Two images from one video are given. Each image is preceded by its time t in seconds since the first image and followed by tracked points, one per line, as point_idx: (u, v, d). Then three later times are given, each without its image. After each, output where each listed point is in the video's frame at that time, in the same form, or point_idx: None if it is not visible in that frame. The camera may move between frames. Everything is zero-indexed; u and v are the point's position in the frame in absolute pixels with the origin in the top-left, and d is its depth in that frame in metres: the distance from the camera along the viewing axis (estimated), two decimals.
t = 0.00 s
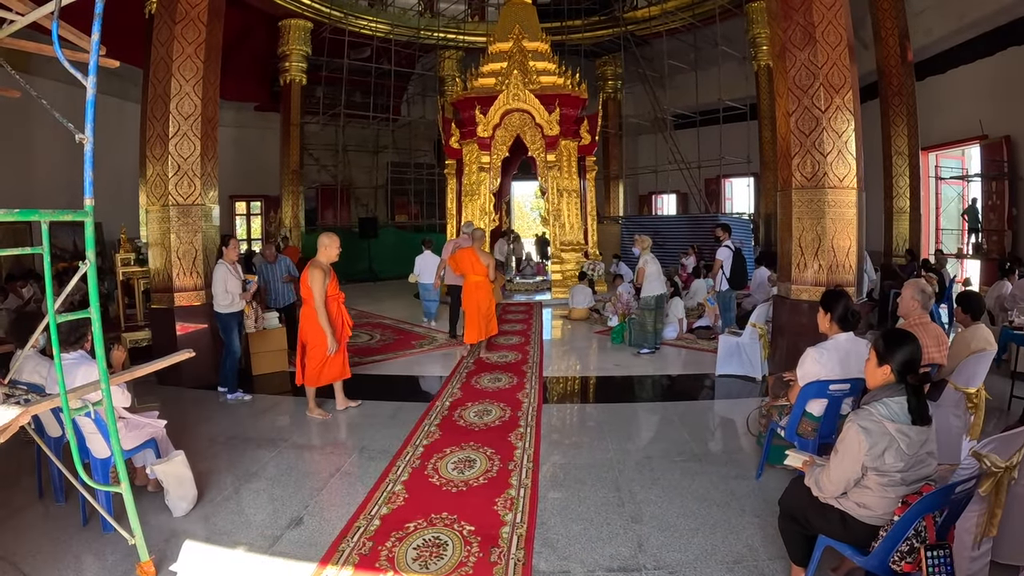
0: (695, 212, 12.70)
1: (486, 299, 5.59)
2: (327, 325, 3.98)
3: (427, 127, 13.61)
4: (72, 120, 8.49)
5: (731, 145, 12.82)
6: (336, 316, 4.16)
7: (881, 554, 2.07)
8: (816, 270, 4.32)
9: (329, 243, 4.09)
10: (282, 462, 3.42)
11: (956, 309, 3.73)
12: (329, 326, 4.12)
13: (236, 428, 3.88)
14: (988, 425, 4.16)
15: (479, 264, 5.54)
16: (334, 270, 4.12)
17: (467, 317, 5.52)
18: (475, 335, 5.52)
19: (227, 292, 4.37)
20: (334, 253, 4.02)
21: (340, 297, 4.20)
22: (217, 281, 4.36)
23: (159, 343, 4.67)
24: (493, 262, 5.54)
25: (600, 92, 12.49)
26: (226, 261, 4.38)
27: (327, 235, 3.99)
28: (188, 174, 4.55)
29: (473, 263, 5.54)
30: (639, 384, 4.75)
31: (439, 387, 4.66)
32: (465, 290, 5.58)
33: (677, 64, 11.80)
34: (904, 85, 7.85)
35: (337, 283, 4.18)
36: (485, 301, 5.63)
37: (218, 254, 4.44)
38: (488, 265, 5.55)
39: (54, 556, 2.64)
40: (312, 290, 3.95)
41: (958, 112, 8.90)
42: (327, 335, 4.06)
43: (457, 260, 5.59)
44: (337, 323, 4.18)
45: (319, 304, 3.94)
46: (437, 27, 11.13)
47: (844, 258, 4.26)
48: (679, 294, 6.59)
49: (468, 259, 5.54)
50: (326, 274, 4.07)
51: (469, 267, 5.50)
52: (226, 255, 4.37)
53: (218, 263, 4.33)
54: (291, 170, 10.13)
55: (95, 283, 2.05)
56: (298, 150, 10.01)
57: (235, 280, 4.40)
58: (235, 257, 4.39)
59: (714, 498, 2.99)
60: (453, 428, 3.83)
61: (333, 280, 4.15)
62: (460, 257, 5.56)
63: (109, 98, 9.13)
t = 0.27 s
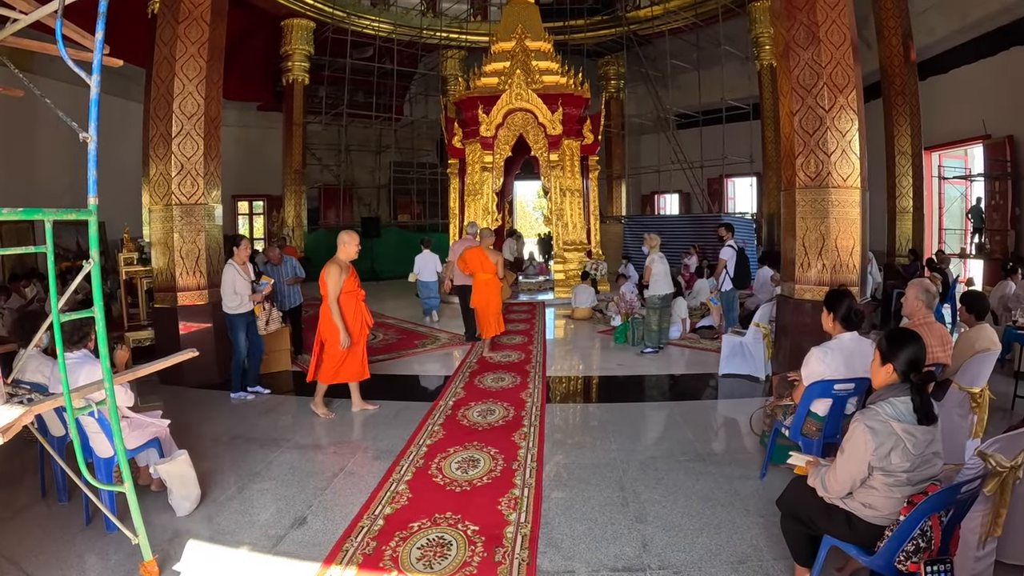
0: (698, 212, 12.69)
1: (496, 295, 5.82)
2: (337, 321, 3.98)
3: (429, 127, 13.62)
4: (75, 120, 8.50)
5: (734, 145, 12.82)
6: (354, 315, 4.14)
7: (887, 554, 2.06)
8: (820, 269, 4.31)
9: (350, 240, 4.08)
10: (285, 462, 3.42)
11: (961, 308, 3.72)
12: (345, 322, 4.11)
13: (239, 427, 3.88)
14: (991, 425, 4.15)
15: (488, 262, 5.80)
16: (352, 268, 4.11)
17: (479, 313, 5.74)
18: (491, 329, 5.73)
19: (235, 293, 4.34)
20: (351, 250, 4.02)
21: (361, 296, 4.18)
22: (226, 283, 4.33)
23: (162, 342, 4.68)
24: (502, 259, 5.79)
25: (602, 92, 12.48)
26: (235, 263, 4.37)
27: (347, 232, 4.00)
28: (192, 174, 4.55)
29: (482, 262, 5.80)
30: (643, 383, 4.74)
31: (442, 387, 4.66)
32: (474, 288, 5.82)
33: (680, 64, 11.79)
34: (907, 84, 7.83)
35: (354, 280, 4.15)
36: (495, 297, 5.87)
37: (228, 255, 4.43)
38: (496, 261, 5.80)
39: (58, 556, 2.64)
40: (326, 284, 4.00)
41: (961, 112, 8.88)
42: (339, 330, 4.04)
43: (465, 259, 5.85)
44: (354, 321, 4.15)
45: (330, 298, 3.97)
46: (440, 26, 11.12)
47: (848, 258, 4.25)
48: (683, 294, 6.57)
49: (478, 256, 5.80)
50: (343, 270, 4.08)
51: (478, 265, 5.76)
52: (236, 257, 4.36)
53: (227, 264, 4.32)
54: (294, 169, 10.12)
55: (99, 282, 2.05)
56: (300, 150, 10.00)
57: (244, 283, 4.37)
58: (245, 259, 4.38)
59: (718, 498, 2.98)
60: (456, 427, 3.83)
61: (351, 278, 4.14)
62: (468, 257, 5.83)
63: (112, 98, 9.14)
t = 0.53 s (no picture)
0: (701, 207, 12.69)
1: (500, 288, 6.00)
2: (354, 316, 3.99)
3: (432, 123, 13.62)
4: (77, 116, 8.51)
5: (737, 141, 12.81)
6: (371, 308, 4.15)
7: (889, 550, 2.05)
8: (823, 265, 4.30)
9: (369, 235, 4.06)
10: (287, 457, 3.43)
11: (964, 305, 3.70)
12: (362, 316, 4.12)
13: (241, 423, 3.89)
14: (994, 421, 4.15)
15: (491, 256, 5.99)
16: (370, 262, 4.11)
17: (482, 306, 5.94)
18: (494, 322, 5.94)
19: (247, 289, 4.34)
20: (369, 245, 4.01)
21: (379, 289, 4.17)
22: (240, 277, 4.34)
23: (165, 338, 4.69)
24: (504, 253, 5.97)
25: (605, 88, 12.46)
26: (251, 258, 4.37)
27: (366, 228, 3.97)
28: (194, 170, 4.56)
29: (485, 256, 5.99)
30: (645, 379, 4.74)
31: (445, 382, 4.67)
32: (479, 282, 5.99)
33: (683, 59, 11.75)
34: (911, 79, 7.80)
35: (371, 274, 4.14)
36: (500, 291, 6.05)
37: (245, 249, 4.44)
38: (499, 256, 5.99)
39: (61, 552, 2.65)
40: (344, 279, 3.99)
41: (966, 107, 8.84)
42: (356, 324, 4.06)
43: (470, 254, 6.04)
44: (372, 314, 4.16)
45: (347, 294, 3.96)
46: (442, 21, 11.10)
47: (851, 253, 4.24)
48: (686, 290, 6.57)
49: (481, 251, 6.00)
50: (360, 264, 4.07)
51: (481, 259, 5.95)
52: (253, 252, 4.37)
53: (243, 259, 4.33)
54: (296, 166, 10.13)
55: (101, 279, 2.05)
56: (303, 146, 10.01)
57: (257, 279, 4.37)
58: (261, 255, 4.38)
59: (720, 494, 2.98)
60: (458, 423, 3.83)
61: (369, 272, 4.13)
62: (472, 251, 6.02)
63: (115, 95, 9.15)
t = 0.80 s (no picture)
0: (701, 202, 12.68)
1: (499, 282, 6.05)
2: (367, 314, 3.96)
3: (431, 118, 13.61)
4: (76, 113, 8.51)
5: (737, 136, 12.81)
6: (387, 307, 4.12)
7: (888, 544, 2.06)
8: (823, 259, 4.30)
9: (383, 232, 4.06)
10: (287, 453, 3.43)
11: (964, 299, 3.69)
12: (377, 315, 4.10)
13: (241, 419, 3.89)
14: (993, 416, 4.15)
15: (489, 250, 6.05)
16: (385, 259, 4.09)
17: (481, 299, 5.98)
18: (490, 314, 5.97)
19: (256, 283, 4.33)
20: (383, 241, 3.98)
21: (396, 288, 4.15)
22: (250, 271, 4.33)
23: (165, 335, 4.69)
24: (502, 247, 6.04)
25: (605, 83, 12.43)
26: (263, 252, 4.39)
27: (379, 225, 3.98)
28: (193, 167, 4.56)
29: (484, 250, 6.05)
30: (645, 374, 4.74)
31: (444, 378, 4.67)
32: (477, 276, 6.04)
33: (683, 54, 11.73)
34: (911, 74, 7.78)
35: (388, 272, 4.12)
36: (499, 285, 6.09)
37: (258, 244, 4.46)
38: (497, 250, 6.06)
39: (62, 549, 2.65)
40: (358, 277, 4.00)
41: (966, 102, 8.82)
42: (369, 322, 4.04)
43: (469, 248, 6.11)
44: (388, 313, 4.13)
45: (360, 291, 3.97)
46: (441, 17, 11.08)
47: (851, 247, 4.24)
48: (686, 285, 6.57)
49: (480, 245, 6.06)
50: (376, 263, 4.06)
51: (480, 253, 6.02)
52: (265, 246, 4.37)
53: (254, 253, 4.34)
54: (296, 163, 10.12)
55: (100, 276, 2.06)
56: (302, 143, 10.00)
57: (267, 273, 4.37)
58: (273, 250, 4.39)
59: (720, 488, 2.99)
60: (458, 418, 3.83)
61: (385, 271, 4.11)
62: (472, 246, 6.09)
63: (114, 92, 9.15)
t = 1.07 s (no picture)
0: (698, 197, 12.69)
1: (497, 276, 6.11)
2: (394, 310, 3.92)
3: (428, 115, 13.60)
4: (73, 110, 8.49)
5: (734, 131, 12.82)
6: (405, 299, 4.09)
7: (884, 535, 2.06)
8: (820, 253, 4.30)
9: (399, 224, 4.02)
10: (285, 448, 3.44)
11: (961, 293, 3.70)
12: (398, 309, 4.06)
13: (239, 415, 3.89)
14: (989, 409, 4.16)
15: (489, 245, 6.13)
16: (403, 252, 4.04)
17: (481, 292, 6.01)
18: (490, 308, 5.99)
19: (262, 279, 4.32)
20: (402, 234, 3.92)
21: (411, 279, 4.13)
22: (256, 267, 4.32)
23: (163, 331, 4.69)
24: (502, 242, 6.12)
25: (602, 78, 12.42)
26: (269, 248, 4.36)
27: (394, 217, 3.92)
28: (190, 163, 4.56)
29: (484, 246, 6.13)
30: (643, 368, 4.75)
31: (443, 373, 4.67)
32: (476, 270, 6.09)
33: (681, 49, 11.72)
34: (908, 68, 7.78)
35: (405, 264, 4.07)
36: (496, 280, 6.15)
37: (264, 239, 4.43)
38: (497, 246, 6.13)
39: (61, 545, 2.66)
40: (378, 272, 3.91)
41: (964, 97, 8.82)
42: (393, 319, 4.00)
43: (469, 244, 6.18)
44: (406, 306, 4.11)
45: (385, 287, 3.89)
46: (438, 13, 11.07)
47: (847, 241, 4.25)
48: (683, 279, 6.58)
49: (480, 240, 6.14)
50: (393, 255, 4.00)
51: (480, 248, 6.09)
52: (271, 242, 4.35)
53: (259, 249, 4.31)
54: (293, 159, 10.11)
55: (98, 271, 2.06)
56: (299, 140, 9.99)
57: (273, 270, 4.34)
58: (279, 245, 4.36)
59: (717, 481, 2.99)
60: (456, 412, 3.84)
61: (401, 263, 4.06)
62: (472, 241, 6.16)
63: (111, 89, 9.14)
